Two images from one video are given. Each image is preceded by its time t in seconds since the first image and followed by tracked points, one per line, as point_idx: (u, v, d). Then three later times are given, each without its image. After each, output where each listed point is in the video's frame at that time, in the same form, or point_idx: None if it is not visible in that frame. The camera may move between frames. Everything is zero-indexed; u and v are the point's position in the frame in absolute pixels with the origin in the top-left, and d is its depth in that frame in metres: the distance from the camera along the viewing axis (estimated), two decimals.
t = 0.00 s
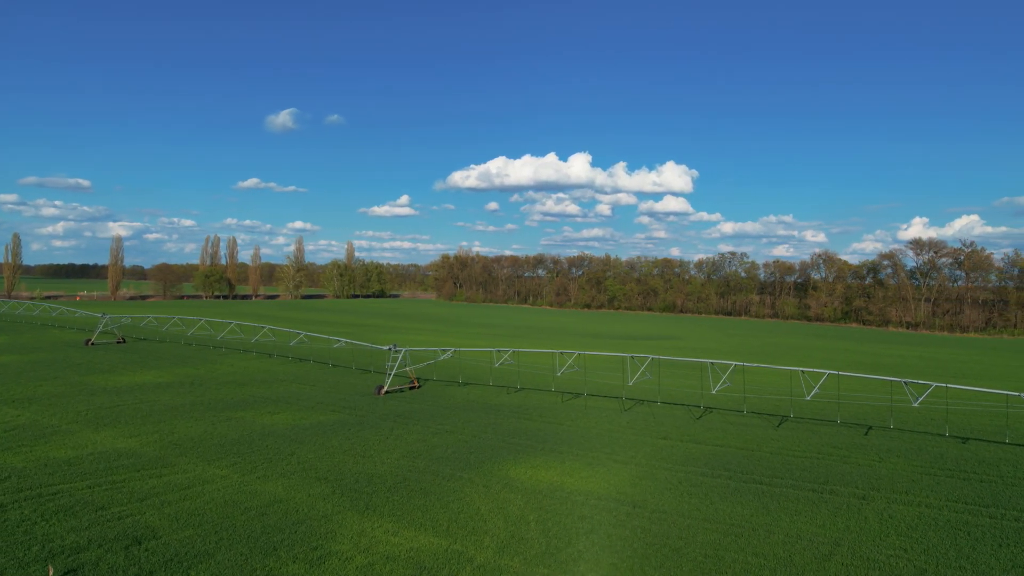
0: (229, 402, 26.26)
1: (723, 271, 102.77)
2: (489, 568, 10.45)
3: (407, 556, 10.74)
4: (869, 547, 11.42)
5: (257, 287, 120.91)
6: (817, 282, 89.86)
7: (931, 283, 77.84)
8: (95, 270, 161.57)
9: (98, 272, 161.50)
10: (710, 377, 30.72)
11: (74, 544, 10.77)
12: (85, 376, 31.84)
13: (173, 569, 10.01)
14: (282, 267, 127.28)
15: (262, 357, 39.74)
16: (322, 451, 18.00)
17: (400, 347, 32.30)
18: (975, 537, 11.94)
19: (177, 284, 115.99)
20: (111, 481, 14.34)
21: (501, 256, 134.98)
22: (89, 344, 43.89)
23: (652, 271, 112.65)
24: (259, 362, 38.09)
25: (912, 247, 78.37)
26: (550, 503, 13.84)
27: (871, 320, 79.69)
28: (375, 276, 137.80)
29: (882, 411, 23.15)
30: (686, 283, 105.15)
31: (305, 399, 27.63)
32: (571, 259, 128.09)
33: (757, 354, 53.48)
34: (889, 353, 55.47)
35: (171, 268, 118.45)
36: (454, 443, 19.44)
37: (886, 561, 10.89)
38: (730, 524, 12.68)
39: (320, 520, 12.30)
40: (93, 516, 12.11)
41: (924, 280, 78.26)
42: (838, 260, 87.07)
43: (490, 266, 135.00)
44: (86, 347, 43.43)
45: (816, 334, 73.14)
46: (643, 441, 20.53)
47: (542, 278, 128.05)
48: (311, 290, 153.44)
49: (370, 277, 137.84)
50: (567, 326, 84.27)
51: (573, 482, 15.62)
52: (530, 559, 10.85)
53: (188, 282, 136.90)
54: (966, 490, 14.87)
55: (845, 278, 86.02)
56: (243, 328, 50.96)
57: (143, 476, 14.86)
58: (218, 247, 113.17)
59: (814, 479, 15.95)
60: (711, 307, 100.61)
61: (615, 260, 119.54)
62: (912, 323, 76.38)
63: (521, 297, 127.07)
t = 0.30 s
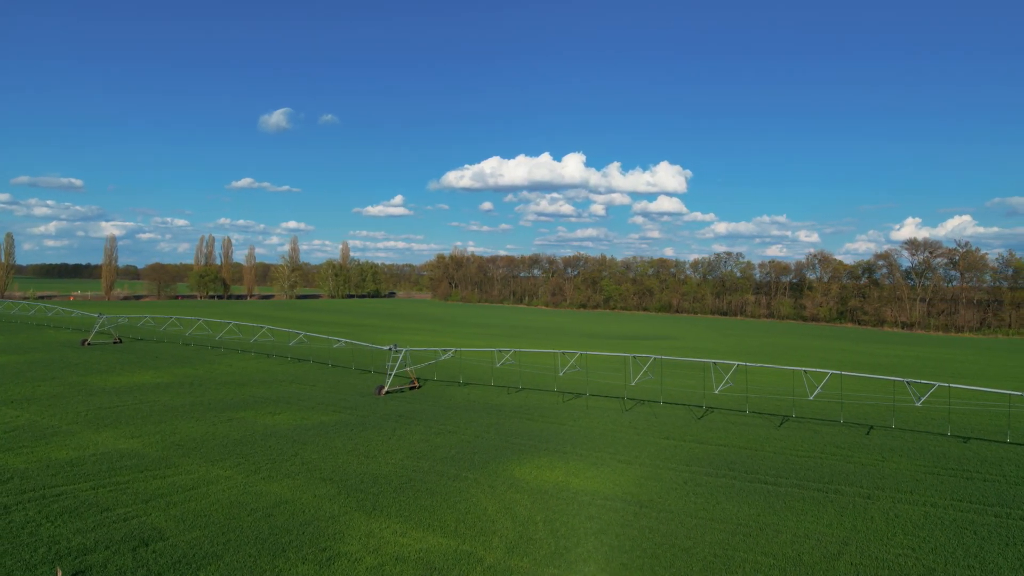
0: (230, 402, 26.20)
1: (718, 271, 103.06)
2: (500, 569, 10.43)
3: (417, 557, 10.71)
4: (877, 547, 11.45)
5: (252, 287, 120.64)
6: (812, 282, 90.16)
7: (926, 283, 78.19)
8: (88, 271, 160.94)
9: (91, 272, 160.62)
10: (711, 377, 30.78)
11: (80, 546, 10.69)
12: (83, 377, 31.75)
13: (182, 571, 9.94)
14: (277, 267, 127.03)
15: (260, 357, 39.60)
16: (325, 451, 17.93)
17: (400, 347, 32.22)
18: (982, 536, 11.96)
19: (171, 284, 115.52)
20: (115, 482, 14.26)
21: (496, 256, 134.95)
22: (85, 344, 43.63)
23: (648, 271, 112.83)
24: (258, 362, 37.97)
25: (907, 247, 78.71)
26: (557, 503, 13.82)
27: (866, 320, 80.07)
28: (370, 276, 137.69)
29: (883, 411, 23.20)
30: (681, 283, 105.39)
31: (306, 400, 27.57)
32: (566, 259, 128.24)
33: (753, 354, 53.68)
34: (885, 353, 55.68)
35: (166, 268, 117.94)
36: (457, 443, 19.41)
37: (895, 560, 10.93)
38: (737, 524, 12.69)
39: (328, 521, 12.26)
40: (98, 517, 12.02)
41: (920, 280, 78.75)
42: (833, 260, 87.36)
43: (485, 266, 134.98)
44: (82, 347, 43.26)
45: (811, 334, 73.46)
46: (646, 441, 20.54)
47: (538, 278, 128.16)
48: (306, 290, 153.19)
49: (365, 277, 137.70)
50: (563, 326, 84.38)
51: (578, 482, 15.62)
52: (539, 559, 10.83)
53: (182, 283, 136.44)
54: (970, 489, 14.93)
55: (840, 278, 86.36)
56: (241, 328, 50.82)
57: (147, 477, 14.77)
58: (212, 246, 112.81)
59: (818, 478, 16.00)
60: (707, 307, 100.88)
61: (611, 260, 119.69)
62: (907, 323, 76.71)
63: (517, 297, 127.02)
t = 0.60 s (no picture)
0: (231, 402, 26.11)
1: (714, 271, 103.18)
2: (510, 569, 10.43)
3: (427, 557, 10.70)
4: (885, 545, 11.50)
5: (247, 287, 120.22)
6: (808, 282, 90.51)
7: (921, 283, 78.51)
8: (80, 271, 160.05)
9: (84, 272, 159.62)
10: (712, 376, 30.83)
11: (88, 546, 10.65)
12: (82, 377, 31.59)
13: (192, 572, 9.89)
14: (272, 267, 126.64)
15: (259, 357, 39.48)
16: (328, 451, 17.87)
17: (401, 347, 32.12)
18: (988, 535, 12.03)
19: (166, 284, 115.02)
20: (120, 483, 14.20)
21: (492, 256, 134.91)
22: (81, 345, 43.36)
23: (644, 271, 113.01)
24: (257, 362, 37.81)
25: (903, 247, 78.96)
26: (564, 503, 13.82)
27: (861, 320, 80.36)
28: (365, 276, 137.43)
29: (885, 410, 23.31)
30: (677, 283, 105.51)
31: (307, 400, 27.49)
32: (562, 258, 128.24)
33: (750, 354, 53.79)
34: (882, 353, 55.86)
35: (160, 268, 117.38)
36: (460, 443, 19.39)
37: (903, 558, 10.97)
38: (744, 522, 12.74)
39: (336, 521, 12.24)
40: (105, 518, 11.98)
41: (915, 280, 78.81)
42: (829, 260, 87.59)
43: (481, 265, 134.83)
44: (79, 347, 43.00)
45: (808, 334, 73.60)
46: (649, 441, 20.57)
47: (533, 278, 128.12)
48: (301, 290, 152.72)
49: (360, 277, 137.43)
50: (560, 326, 84.34)
51: (584, 481, 15.63)
52: (551, 559, 10.85)
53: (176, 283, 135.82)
54: (973, 488, 15.00)
55: (835, 278, 86.66)
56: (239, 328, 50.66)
57: (151, 478, 14.70)
58: (207, 246, 112.38)
59: (823, 477, 16.06)
60: (703, 307, 101.02)
61: (607, 260, 119.82)
62: (902, 323, 77.00)
63: (513, 297, 126.97)
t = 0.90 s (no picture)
0: (233, 402, 26.01)
1: (710, 271, 103.40)
2: (520, 568, 10.41)
3: (438, 557, 10.67)
4: (893, 543, 11.54)
5: (242, 287, 119.84)
6: (804, 282, 90.81)
7: (917, 283, 78.89)
8: (73, 271, 159.21)
9: (77, 271, 158.56)
10: (713, 376, 30.88)
11: (96, 547, 10.57)
12: (80, 377, 31.39)
13: (202, 572, 9.85)
14: (267, 267, 126.28)
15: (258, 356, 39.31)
16: (333, 451, 17.81)
17: (402, 346, 32.03)
18: (994, 532, 12.07)
19: (160, 284, 114.41)
20: (125, 483, 14.12)
21: (488, 255, 134.89)
22: (78, 345, 43.07)
23: (640, 271, 113.21)
24: (256, 362, 37.63)
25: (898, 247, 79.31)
26: (572, 502, 13.80)
27: (857, 319, 80.69)
28: (360, 276, 137.28)
29: (888, 409, 23.38)
30: (673, 283, 105.71)
31: (309, 399, 27.42)
32: (557, 258, 128.29)
33: (747, 354, 53.94)
34: (879, 352, 56.06)
35: (155, 268, 116.77)
36: (464, 443, 19.34)
37: (911, 556, 11.01)
38: (752, 521, 12.73)
39: (344, 521, 12.19)
40: (111, 518, 11.89)
41: (910, 280, 79.17)
42: (825, 260, 87.86)
43: (476, 265, 134.77)
44: (76, 347, 42.72)
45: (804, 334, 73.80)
46: (653, 440, 20.58)
47: (529, 278, 128.12)
48: (295, 290, 152.30)
49: (355, 277, 137.22)
50: (556, 326, 84.34)
51: (589, 480, 15.64)
52: (561, 557, 10.84)
53: (170, 283, 135.22)
54: (978, 486, 15.03)
55: (831, 278, 87.01)
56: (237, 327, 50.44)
57: (156, 478, 14.62)
58: (202, 246, 111.96)
59: (827, 476, 16.12)
60: (699, 307, 101.20)
61: (602, 260, 119.94)
62: (898, 322, 77.34)
63: (508, 297, 126.95)
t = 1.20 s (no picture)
0: (234, 401, 25.94)
1: (706, 271, 103.63)
2: (532, 567, 10.41)
3: (449, 556, 10.67)
4: (902, 541, 11.58)
5: (237, 287, 119.46)
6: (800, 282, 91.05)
7: (912, 283, 79.17)
8: (67, 271, 158.41)
9: (71, 271, 157.76)
10: (713, 375, 30.95)
11: (105, 547, 10.52)
12: (79, 377, 31.24)
13: (213, 572, 9.82)
14: (263, 266, 125.94)
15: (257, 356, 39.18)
16: (338, 450, 17.77)
17: (403, 346, 32.00)
18: (1001, 530, 12.13)
19: (155, 284, 113.92)
20: (130, 483, 14.03)
21: (483, 255, 134.83)
22: (75, 344, 42.84)
23: (636, 271, 113.35)
24: (256, 362, 37.48)
25: (894, 247, 79.69)
26: (580, 501, 13.81)
27: (853, 319, 81.01)
28: (356, 276, 137.13)
29: (891, 408, 23.43)
30: (669, 283, 105.89)
31: (310, 399, 27.35)
32: (553, 258, 128.39)
33: (745, 353, 54.08)
34: (875, 352, 56.30)
35: (149, 268, 116.26)
36: (468, 443, 19.30)
37: (920, 553, 11.06)
38: (760, 520, 12.76)
39: (352, 521, 12.16)
40: (118, 519, 11.82)
41: (906, 280, 79.55)
42: (821, 260, 88.19)
43: (472, 265, 134.67)
44: (72, 346, 42.50)
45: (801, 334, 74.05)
46: (657, 439, 20.62)
47: (525, 278, 128.13)
48: (291, 289, 151.91)
49: (351, 276, 137.05)
50: (553, 326, 84.40)
51: (595, 479, 15.64)
52: (573, 556, 10.84)
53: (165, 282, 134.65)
54: (983, 485, 15.10)
55: (827, 278, 87.30)
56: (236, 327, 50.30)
57: (161, 478, 14.56)
58: (198, 245, 111.62)
59: (832, 474, 16.14)
60: (695, 307, 101.41)
61: (598, 260, 120.04)
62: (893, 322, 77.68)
63: (504, 296, 126.95)
